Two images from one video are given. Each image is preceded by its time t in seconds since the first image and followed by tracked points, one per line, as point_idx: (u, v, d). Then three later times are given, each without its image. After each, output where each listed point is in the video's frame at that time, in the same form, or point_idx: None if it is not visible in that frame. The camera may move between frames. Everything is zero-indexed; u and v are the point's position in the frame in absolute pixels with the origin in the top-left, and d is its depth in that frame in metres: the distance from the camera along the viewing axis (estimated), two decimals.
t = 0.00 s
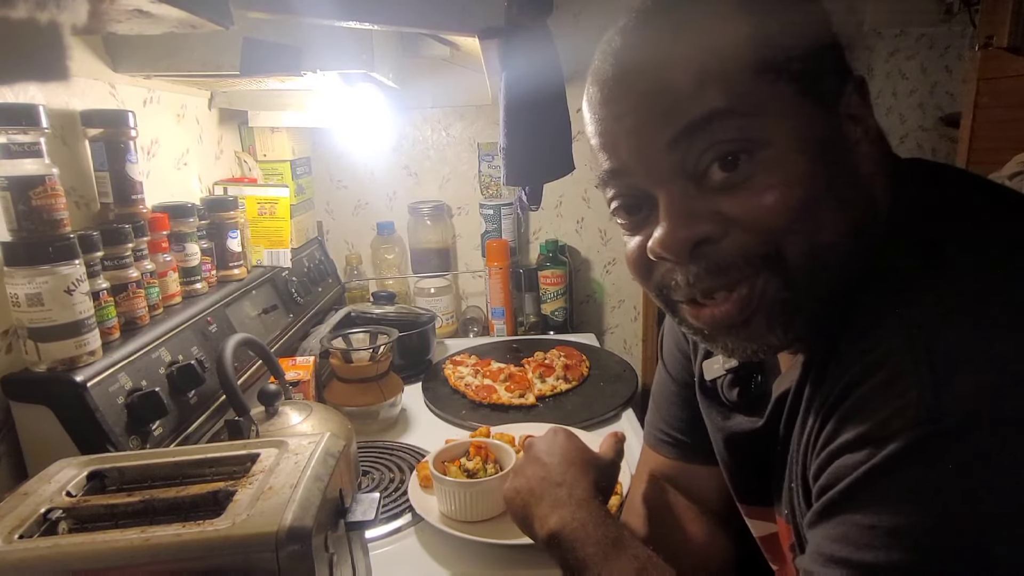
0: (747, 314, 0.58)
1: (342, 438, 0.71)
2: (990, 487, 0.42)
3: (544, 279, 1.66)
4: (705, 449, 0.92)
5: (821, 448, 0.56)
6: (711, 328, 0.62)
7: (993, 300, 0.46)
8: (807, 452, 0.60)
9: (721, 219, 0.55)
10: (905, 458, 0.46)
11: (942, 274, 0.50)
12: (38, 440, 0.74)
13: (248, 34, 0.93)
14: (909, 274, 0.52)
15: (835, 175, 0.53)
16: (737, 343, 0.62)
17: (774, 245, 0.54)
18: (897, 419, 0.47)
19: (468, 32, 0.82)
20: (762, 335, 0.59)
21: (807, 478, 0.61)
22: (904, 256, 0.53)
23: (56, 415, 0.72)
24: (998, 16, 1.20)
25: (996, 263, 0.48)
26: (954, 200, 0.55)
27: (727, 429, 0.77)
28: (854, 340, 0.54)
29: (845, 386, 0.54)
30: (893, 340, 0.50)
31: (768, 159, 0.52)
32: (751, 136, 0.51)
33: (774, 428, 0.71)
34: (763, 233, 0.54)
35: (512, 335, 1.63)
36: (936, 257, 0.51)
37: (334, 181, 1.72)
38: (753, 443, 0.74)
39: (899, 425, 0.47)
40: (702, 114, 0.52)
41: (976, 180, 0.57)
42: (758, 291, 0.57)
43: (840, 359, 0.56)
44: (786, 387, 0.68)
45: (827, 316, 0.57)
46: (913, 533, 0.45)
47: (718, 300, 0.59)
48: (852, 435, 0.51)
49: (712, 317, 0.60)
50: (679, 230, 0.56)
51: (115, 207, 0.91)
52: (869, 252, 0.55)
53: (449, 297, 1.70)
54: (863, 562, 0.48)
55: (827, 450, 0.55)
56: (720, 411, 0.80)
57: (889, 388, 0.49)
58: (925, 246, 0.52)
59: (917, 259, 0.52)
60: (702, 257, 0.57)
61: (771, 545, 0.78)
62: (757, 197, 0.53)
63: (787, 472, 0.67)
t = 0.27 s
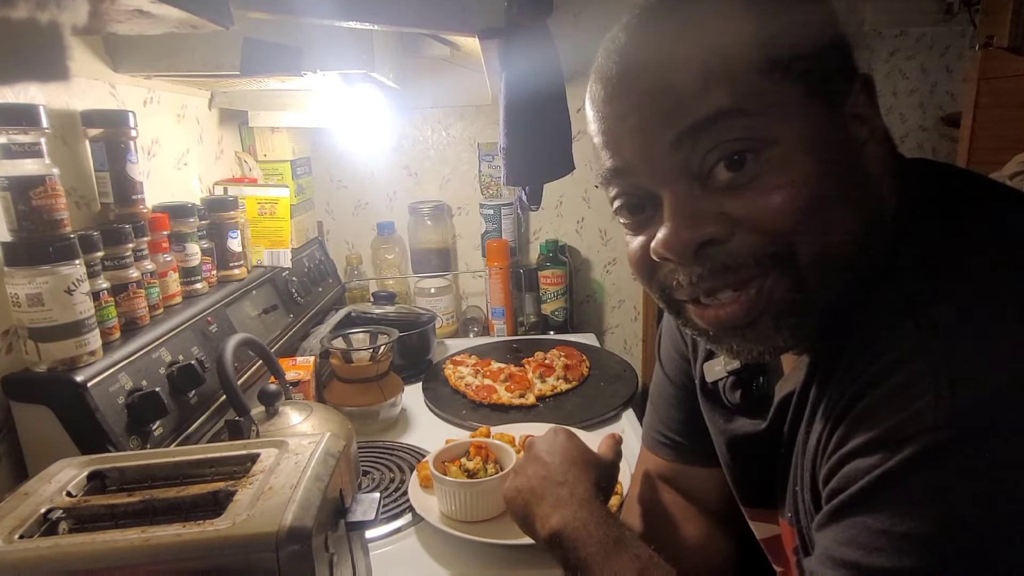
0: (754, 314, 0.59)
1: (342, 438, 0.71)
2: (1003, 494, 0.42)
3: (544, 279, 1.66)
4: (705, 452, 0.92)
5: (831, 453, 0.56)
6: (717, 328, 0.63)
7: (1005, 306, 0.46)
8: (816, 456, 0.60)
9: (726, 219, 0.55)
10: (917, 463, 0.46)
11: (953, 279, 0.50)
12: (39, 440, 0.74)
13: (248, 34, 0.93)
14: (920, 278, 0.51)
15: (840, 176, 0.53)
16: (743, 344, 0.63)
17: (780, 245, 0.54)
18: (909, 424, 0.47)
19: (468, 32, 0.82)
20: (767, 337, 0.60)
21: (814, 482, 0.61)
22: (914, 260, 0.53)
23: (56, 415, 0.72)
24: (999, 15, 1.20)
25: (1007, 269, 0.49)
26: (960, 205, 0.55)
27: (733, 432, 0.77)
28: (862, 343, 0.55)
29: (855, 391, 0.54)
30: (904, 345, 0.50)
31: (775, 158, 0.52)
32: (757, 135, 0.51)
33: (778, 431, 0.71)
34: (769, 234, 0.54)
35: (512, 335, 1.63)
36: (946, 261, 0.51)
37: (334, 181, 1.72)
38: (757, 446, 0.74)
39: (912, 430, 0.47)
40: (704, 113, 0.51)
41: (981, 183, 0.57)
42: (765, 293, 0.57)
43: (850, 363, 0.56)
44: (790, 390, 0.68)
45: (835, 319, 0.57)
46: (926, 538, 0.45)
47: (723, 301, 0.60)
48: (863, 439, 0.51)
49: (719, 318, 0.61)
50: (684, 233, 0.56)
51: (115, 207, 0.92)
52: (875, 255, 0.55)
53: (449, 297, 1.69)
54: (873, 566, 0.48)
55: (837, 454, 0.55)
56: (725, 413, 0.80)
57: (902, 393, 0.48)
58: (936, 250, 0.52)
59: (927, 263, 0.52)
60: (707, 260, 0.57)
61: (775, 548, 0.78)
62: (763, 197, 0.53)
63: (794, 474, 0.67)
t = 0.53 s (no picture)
0: (750, 314, 0.59)
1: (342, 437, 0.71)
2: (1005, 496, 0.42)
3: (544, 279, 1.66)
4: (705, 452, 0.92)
5: (832, 454, 0.56)
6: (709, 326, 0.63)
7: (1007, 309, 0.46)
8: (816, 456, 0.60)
9: (715, 218, 0.55)
10: (919, 465, 0.46)
11: (955, 281, 0.50)
12: (40, 440, 0.74)
13: (249, 34, 0.94)
14: (920, 279, 0.51)
15: (836, 177, 0.53)
16: (735, 344, 0.63)
17: (772, 245, 0.55)
18: (911, 426, 0.47)
19: (468, 32, 0.82)
20: (757, 337, 0.60)
21: (814, 483, 0.61)
22: (914, 261, 0.53)
23: (57, 415, 0.72)
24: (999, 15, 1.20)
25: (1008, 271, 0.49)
26: (960, 207, 0.55)
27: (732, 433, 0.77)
28: (863, 344, 0.54)
29: (856, 392, 0.54)
30: (906, 347, 0.50)
31: (765, 160, 0.52)
32: (750, 136, 0.51)
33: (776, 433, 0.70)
34: (759, 234, 0.54)
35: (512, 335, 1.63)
36: (947, 263, 0.51)
37: (334, 181, 1.72)
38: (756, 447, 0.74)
39: (914, 432, 0.47)
40: (704, 112, 0.51)
41: (981, 185, 0.56)
42: (761, 293, 0.57)
43: (850, 365, 0.56)
44: (789, 391, 0.68)
45: (836, 321, 0.57)
46: (928, 540, 0.45)
47: (722, 301, 0.60)
48: (864, 441, 0.51)
49: (717, 319, 0.61)
50: (683, 233, 0.56)
51: (116, 207, 0.92)
52: (873, 255, 0.55)
53: (449, 297, 1.69)
54: (874, 567, 0.48)
55: (838, 455, 0.55)
56: (724, 414, 0.80)
57: (904, 395, 0.48)
58: (937, 251, 0.52)
59: (928, 265, 0.52)
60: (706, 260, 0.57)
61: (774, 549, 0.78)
62: (754, 197, 0.53)
63: (793, 475, 0.67)
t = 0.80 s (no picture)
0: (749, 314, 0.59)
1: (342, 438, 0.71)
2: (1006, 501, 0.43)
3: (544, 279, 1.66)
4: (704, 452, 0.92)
5: (831, 456, 0.56)
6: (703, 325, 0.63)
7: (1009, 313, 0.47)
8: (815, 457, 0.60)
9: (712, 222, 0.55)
10: (920, 469, 0.46)
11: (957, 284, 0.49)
12: (40, 439, 0.74)
13: (249, 34, 0.94)
14: (919, 281, 0.51)
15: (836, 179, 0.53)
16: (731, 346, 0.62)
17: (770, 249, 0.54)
18: (912, 428, 0.47)
19: (468, 32, 0.82)
20: (752, 340, 0.60)
21: (814, 485, 0.61)
22: (913, 263, 0.52)
23: (57, 415, 0.72)
24: (998, 15, 1.19)
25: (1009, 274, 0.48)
26: (959, 207, 0.54)
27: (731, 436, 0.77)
28: (862, 346, 0.54)
29: (855, 393, 0.54)
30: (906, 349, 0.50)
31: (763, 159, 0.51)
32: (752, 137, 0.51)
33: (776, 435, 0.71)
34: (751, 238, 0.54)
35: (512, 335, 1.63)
36: (949, 265, 0.51)
37: (334, 181, 1.72)
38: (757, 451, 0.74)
39: (915, 436, 0.47)
40: (705, 112, 0.51)
41: (982, 186, 0.56)
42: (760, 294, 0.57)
43: (847, 366, 0.56)
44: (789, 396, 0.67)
45: (835, 322, 0.57)
46: (928, 545, 0.45)
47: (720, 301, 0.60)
48: (864, 444, 0.51)
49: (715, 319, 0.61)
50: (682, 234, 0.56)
51: (116, 207, 0.92)
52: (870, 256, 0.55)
53: (449, 297, 1.69)
54: (873, 570, 0.48)
55: (836, 458, 0.55)
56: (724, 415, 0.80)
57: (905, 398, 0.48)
58: (937, 253, 0.52)
59: (929, 266, 0.52)
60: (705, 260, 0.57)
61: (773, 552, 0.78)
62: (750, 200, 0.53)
63: (792, 475, 0.67)
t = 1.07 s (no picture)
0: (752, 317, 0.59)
1: (342, 437, 0.71)
2: (1010, 507, 0.43)
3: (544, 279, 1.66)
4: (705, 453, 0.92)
5: (835, 459, 0.56)
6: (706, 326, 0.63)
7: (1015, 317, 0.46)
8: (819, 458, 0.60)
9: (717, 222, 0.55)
10: (923, 474, 0.46)
11: (962, 286, 0.49)
12: (39, 440, 0.74)
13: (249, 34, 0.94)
14: (923, 283, 0.51)
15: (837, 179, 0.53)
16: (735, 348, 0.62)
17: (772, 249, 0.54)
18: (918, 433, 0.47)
19: (468, 32, 0.82)
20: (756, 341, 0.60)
21: (818, 488, 0.61)
22: (917, 265, 0.52)
23: (56, 415, 0.72)
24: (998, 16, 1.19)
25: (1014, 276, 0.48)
26: (962, 208, 0.54)
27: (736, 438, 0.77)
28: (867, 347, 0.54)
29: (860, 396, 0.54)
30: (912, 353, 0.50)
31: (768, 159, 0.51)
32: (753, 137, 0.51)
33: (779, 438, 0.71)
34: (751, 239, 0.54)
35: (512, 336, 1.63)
36: (953, 267, 0.51)
37: (334, 181, 1.72)
38: (762, 454, 0.74)
39: (919, 440, 0.47)
40: (706, 113, 0.51)
41: (986, 189, 0.56)
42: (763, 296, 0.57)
43: (852, 368, 0.56)
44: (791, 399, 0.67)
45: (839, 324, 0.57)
46: (933, 551, 0.45)
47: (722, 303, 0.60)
48: (868, 448, 0.51)
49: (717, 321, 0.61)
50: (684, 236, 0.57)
51: (116, 207, 0.92)
52: (875, 257, 0.54)
53: (449, 297, 1.69)
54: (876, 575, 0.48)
55: (841, 461, 0.55)
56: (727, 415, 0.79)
57: (910, 403, 0.48)
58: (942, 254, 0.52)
59: (934, 268, 0.51)
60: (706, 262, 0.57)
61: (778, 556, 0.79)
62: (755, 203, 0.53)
63: (795, 477, 0.67)
